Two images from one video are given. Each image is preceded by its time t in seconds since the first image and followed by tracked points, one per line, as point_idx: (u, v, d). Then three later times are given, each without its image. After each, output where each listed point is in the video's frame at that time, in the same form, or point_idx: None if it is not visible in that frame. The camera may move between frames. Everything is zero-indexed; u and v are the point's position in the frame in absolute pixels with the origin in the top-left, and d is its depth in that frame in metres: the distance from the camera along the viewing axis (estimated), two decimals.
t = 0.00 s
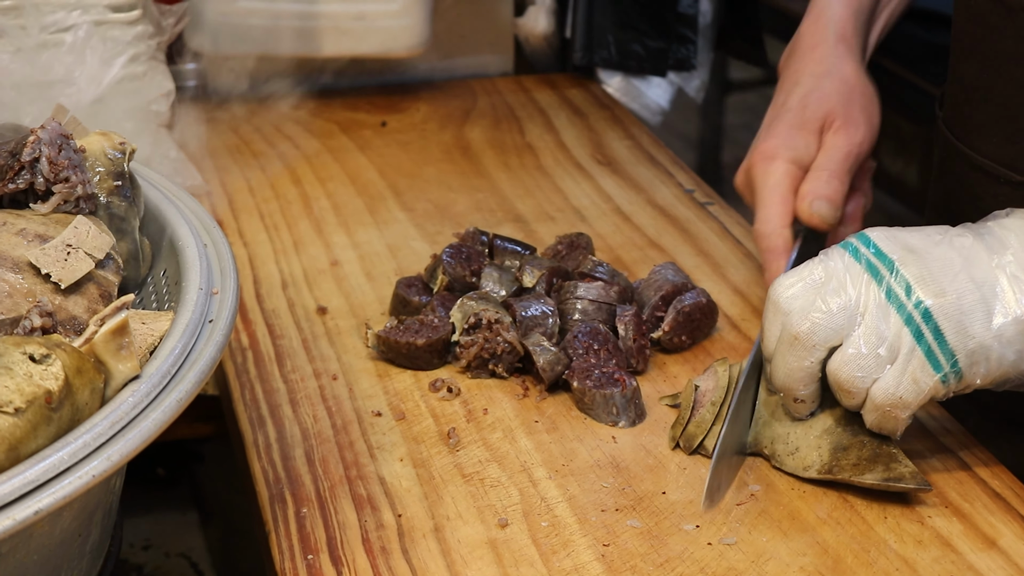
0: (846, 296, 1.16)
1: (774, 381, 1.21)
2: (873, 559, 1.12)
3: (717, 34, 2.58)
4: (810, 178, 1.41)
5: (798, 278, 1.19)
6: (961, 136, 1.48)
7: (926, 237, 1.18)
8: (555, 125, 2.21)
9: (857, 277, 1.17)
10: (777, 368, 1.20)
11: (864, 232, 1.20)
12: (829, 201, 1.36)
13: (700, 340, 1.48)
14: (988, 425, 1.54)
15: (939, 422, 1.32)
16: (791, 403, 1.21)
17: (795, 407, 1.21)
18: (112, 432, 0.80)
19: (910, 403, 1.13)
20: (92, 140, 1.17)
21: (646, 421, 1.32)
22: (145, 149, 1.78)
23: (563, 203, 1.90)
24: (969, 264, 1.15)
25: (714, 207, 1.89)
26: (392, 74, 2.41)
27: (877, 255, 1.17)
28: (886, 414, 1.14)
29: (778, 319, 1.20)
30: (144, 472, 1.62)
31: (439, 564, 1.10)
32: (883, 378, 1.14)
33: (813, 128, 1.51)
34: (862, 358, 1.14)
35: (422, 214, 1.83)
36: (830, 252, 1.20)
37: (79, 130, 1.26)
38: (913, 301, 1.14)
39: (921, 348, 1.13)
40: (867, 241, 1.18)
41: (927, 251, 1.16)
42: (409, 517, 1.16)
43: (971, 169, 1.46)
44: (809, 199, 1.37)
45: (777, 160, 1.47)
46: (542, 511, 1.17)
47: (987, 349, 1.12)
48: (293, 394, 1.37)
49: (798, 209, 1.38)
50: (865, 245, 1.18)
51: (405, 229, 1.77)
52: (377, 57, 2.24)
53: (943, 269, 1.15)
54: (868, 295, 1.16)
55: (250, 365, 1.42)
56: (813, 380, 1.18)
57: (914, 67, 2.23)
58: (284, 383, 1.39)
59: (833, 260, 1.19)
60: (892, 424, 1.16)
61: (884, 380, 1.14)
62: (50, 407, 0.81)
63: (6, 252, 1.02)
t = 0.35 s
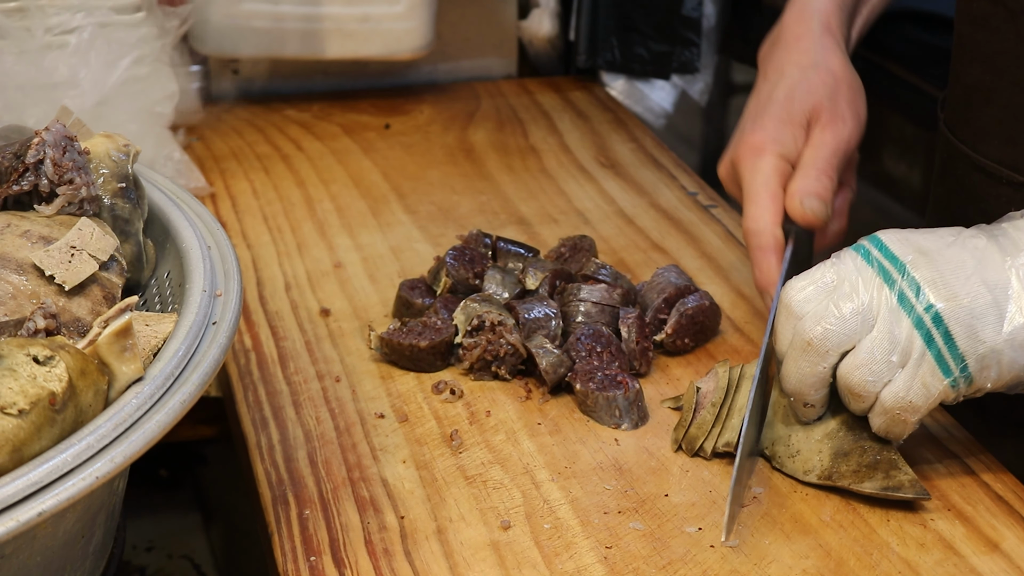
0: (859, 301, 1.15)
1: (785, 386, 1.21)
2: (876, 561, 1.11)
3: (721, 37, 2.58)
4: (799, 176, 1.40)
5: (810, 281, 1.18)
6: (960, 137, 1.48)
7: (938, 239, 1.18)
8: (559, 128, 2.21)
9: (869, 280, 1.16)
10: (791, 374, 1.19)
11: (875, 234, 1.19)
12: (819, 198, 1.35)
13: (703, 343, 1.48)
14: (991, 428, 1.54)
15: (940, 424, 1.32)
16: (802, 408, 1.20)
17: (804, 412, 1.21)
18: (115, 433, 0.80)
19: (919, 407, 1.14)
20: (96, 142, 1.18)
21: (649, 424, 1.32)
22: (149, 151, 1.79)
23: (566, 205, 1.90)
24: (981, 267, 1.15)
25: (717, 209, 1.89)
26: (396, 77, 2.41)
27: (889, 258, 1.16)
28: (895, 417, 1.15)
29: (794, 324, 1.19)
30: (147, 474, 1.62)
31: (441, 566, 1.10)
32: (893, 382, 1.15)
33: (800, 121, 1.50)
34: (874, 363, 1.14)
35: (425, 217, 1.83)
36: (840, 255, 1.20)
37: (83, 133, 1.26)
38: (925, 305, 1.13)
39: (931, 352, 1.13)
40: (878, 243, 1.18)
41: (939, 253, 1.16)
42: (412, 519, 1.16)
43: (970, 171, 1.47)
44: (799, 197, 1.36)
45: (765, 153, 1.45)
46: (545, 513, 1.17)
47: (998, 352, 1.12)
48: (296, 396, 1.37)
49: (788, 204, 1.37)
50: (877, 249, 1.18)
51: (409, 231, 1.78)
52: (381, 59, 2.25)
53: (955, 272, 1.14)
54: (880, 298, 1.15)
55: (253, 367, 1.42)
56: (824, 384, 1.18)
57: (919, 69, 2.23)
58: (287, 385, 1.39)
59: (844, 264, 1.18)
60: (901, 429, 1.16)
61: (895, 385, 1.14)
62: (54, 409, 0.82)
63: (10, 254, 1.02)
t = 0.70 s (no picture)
0: (860, 310, 1.16)
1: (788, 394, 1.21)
2: (873, 565, 1.12)
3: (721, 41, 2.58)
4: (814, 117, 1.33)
5: (811, 290, 1.18)
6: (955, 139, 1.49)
7: (939, 247, 1.18)
8: (558, 132, 2.21)
9: (869, 288, 1.17)
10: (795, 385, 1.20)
11: (876, 242, 1.20)
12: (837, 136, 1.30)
13: (701, 347, 1.48)
14: (990, 432, 1.54)
15: (937, 428, 1.32)
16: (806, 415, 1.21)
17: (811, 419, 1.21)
18: (114, 438, 0.81)
19: (918, 415, 1.15)
20: (95, 147, 1.18)
21: (647, 429, 1.32)
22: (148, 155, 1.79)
23: (564, 209, 1.91)
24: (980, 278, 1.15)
25: (716, 214, 1.89)
26: (395, 81, 2.41)
27: (890, 266, 1.17)
28: (895, 425, 1.16)
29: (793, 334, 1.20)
30: (145, 478, 1.62)
31: (439, 570, 1.10)
32: (893, 390, 1.15)
33: (817, 62, 1.39)
34: (874, 371, 1.15)
35: (424, 221, 1.83)
36: (842, 262, 1.21)
37: (82, 137, 1.26)
38: (926, 312, 1.14)
39: (931, 360, 1.14)
40: (879, 251, 1.19)
41: (942, 263, 1.16)
42: (410, 523, 1.16)
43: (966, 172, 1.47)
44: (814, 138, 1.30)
45: (782, 98, 1.35)
46: (543, 518, 1.17)
47: (998, 361, 1.13)
48: (295, 400, 1.37)
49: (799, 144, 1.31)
50: (879, 257, 1.18)
51: (408, 235, 1.78)
52: (380, 64, 2.25)
53: (957, 279, 1.14)
54: (880, 306, 1.16)
55: (251, 371, 1.42)
56: (829, 392, 1.18)
57: (916, 72, 2.23)
58: (285, 389, 1.39)
59: (845, 272, 1.19)
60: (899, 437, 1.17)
61: (892, 396, 1.15)
62: (52, 414, 0.82)
63: (8, 259, 1.02)
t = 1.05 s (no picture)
0: (879, 336, 1.17)
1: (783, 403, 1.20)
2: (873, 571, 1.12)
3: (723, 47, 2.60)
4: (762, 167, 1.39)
5: (832, 302, 1.21)
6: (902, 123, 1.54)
7: (964, 286, 1.19)
8: (558, 137, 2.22)
9: (896, 319, 1.18)
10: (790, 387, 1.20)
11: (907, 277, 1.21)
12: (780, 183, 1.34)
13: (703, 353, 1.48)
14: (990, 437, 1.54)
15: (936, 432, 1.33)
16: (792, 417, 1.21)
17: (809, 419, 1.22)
18: (116, 442, 0.81)
19: (947, 452, 1.12)
20: (97, 152, 1.18)
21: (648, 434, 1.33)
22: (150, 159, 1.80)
23: (564, 214, 1.91)
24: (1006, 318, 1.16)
25: (716, 219, 1.89)
26: (396, 86, 2.42)
27: (919, 304, 1.18)
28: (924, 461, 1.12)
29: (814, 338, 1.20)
30: (146, 482, 1.63)
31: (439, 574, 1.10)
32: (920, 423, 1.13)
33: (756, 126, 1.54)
34: (893, 392, 1.13)
35: (425, 226, 1.84)
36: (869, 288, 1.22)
37: (84, 142, 1.27)
38: (952, 348, 1.14)
39: (956, 396, 1.13)
40: (908, 286, 1.20)
41: (969, 305, 1.17)
42: (410, 528, 1.16)
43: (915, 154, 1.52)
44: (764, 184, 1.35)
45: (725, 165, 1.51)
46: (543, 522, 1.17)
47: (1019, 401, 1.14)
48: (296, 405, 1.37)
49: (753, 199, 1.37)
50: (907, 291, 1.20)
51: (408, 240, 1.78)
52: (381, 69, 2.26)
53: (981, 320, 1.16)
54: (907, 338, 1.16)
55: (252, 375, 1.42)
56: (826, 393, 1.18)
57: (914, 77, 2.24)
58: (286, 394, 1.39)
59: (871, 298, 1.20)
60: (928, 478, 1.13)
61: (902, 447, 1.13)
62: (55, 418, 0.82)
63: (11, 263, 1.03)
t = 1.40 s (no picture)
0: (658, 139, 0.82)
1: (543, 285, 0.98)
2: None
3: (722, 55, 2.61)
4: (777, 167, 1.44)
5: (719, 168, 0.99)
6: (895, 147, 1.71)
7: (723, 124, 0.83)
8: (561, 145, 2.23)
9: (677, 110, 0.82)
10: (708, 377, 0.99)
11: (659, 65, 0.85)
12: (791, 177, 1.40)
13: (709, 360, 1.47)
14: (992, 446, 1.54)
15: (937, 441, 1.33)
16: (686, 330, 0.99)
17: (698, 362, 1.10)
18: (120, 449, 0.81)
19: (721, 267, 0.85)
20: (101, 161, 1.19)
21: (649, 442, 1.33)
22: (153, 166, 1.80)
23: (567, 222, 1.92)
24: (792, 188, 0.83)
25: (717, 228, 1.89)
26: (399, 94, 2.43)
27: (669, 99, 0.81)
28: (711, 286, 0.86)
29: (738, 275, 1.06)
30: (149, 489, 1.63)
31: None
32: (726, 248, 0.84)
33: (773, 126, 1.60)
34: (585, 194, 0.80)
35: (428, 234, 1.84)
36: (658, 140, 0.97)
37: (89, 149, 1.28)
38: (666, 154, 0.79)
39: (652, 220, 0.80)
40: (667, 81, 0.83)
41: (716, 154, 0.81)
42: (413, 535, 1.16)
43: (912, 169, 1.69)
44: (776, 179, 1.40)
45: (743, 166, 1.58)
46: (545, 530, 1.18)
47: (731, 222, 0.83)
48: (299, 412, 1.37)
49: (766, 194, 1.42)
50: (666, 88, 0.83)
51: (411, 248, 1.79)
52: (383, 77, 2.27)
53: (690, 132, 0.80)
54: (625, 119, 0.79)
55: (255, 383, 1.43)
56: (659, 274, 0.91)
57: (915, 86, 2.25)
58: (289, 401, 1.39)
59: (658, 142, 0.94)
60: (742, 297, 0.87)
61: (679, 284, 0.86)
62: (60, 425, 0.82)
63: (15, 271, 1.03)
